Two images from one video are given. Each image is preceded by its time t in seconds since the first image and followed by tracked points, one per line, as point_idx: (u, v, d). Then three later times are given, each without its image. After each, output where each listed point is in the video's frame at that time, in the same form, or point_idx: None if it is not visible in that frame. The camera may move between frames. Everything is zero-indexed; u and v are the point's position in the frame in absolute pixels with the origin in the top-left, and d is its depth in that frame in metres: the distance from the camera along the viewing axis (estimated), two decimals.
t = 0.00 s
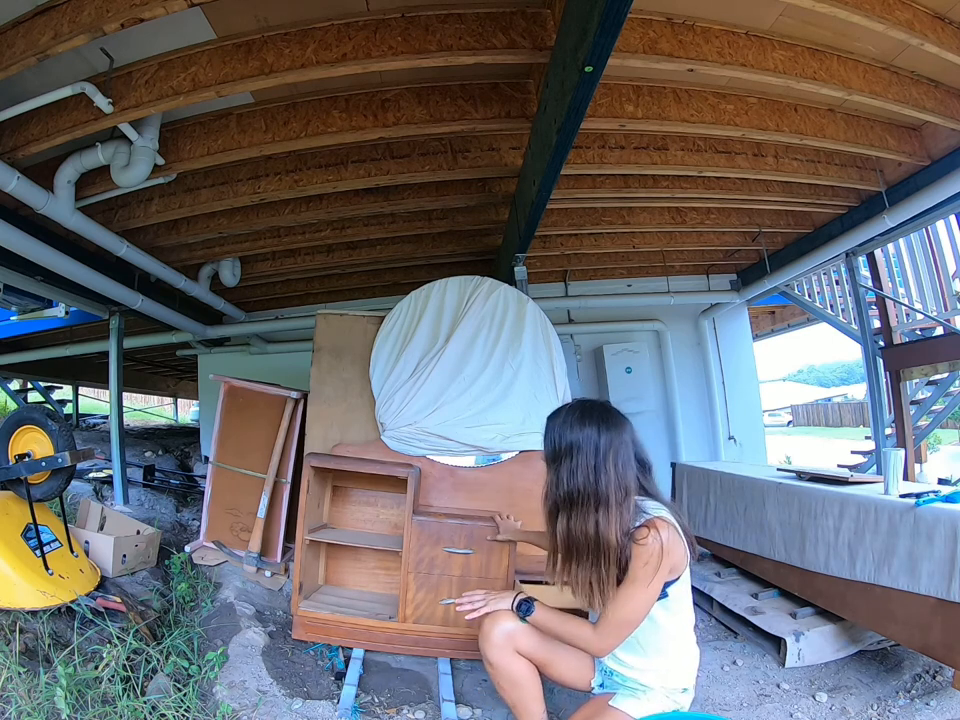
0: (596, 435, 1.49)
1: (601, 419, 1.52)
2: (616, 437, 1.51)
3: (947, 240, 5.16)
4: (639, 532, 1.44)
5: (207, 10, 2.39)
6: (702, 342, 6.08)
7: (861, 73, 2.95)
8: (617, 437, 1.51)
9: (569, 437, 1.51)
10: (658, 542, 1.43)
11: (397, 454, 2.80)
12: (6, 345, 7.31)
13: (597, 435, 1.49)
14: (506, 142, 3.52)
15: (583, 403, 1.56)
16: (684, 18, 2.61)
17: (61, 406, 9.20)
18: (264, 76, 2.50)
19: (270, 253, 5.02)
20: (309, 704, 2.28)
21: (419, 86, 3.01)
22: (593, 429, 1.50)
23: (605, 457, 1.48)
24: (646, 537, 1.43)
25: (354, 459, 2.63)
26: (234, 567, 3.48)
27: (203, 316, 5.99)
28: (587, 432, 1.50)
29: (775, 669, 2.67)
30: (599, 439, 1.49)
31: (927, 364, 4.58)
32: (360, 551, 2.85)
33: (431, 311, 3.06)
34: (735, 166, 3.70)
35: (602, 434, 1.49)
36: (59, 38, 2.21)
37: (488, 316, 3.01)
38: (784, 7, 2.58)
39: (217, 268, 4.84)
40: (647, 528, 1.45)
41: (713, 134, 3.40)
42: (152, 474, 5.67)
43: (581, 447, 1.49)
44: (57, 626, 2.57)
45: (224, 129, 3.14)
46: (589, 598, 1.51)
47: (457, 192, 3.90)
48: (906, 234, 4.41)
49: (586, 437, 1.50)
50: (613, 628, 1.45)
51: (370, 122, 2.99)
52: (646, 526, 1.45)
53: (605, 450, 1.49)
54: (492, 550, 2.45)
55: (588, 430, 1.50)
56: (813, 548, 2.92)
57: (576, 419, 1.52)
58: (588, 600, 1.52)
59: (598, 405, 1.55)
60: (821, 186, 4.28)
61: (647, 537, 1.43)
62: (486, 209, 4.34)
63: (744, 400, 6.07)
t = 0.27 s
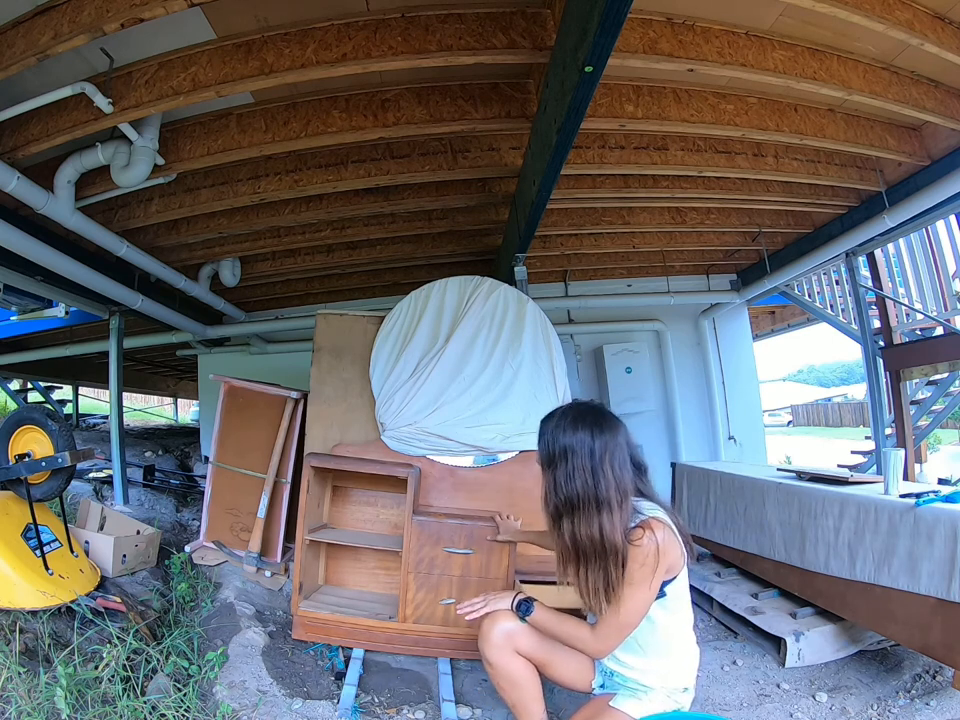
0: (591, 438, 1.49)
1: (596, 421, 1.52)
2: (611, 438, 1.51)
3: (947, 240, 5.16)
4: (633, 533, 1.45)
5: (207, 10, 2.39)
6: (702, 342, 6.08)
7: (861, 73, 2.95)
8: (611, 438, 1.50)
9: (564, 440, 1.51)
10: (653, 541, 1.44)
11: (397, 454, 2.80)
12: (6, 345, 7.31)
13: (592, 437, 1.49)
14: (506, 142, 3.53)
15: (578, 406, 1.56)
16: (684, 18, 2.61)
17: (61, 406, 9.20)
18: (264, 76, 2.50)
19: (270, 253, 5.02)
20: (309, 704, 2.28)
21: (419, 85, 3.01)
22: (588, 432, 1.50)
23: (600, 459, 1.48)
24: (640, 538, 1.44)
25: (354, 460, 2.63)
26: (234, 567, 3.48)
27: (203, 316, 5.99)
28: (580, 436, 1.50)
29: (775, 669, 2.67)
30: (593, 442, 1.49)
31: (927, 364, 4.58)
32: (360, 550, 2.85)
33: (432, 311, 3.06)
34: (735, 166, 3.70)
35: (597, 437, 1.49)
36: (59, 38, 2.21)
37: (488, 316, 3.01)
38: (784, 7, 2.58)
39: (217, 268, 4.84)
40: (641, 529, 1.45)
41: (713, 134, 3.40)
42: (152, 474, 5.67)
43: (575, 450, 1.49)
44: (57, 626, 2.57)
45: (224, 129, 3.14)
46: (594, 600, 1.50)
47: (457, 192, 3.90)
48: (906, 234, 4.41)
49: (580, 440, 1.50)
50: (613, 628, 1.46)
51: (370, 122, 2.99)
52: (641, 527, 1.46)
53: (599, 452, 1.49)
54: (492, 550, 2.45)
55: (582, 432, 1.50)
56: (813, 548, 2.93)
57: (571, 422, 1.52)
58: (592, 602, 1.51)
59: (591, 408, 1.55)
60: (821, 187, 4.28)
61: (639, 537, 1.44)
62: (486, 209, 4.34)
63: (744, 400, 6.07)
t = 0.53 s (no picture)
0: (528, 430, 1.46)
1: (534, 412, 1.48)
2: (552, 425, 1.48)
3: (947, 240, 5.16)
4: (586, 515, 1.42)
5: (207, 10, 2.39)
6: (702, 342, 6.08)
7: (861, 73, 2.95)
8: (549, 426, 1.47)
9: (503, 436, 1.48)
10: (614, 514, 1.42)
11: (397, 455, 2.80)
12: (6, 345, 7.31)
13: (529, 429, 1.46)
14: (506, 142, 3.52)
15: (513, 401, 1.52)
16: (684, 18, 2.61)
17: (61, 406, 9.20)
18: (264, 76, 2.50)
19: (270, 253, 5.02)
20: (309, 704, 2.28)
21: (419, 85, 3.01)
22: (524, 424, 1.46)
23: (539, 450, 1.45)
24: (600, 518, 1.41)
25: (354, 460, 2.63)
26: (234, 567, 3.48)
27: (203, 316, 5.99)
28: (520, 426, 1.47)
29: (775, 669, 2.67)
30: (530, 433, 1.46)
31: (927, 364, 4.58)
32: (360, 550, 2.85)
33: (431, 311, 3.06)
34: (735, 166, 3.70)
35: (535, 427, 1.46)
36: (59, 38, 2.21)
37: (488, 316, 3.00)
38: (784, 7, 2.58)
39: (217, 268, 4.84)
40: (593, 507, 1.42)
41: (713, 134, 3.40)
42: (152, 474, 5.68)
43: (514, 445, 1.46)
44: (57, 626, 2.57)
45: (224, 129, 3.14)
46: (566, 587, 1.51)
47: (457, 192, 3.90)
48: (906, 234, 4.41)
49: (518, 433, 1.46)
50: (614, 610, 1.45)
51: (370, 122, 2.99)
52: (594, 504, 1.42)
53: (538, 443, 1.46)
54: (492, 550, 2.45)
55: (519, 426, 1.47)
56: (813, 548, 2.93)
57: (509, 417, 1.49)
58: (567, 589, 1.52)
59: (527, 398, 1.51)
60: (821, 187, 4.28)
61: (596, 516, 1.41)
62: (486, 209, 4.34)
63: (744, 400, 6.07)
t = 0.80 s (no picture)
0: (501, 371, 1.49)
1: (516, 358, 1.50)
2: (527, 376, 1.50)
3: (947, 240, 5.16)
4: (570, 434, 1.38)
5: (207, 10, 2.39)
6: (702, 342, 6.08)
7: (861, 73, 2.95)
8: (529, 375, 1.50)
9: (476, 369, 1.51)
10: (604, 431, 1.36)
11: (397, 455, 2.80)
12: (6, 345, 7.31)
13: (503, 370, 1.49)
14: (506, 142, 3.52)
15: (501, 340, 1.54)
16: (684, 18, 2.61)
17: (61, 406, 9.21)
18: (264, 76, 2.50)
19: (270, 253, 5.02)
20: (309, 704, 2.28)
21: (419, 85, 3.01)
22: (502, 364, 1.49)
23: (502, 392, 1.48)
24: (592, 434, 1.35)
25: (354, 460, 2.63)
26: (234, 567, 3.48)
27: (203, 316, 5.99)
28: (489, 374, 1.49)
29: (775, 669, 2.67)
30: (503, 374, 1.48)
31: (927, 364, 4.58)
32: (360, 551, 2.85)
33: (432, 311, 3.06)
34: (735, 166, 3.70)
35: (511, 371, 1.49)
36: (59, 38, 2.21)
37: (488, 316, 3.02)
38: (784, 7, 2.58)
39: (217, 268, 4.84)
40: (577, 425, 1.37)
41: (713, 134, 3.40)
42: (152, 474, 5.68)
43: (483, 384, 1.49)
44: (57, 626, 2.57)
45: (224, 129, 3.14)
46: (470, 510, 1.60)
47: (457, 192, 3.90)
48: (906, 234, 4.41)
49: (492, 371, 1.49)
50: (628, 523, 1.37)
51: (370, 122, 2.99)
52: (581, 423, 1.37)
53: (506, 387, 1.48)
54: (492, 550, 2.46)
55: (494, 363, 1.49)
56: (813, 549, 2.93)
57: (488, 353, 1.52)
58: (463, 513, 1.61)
59: (517, 343, 1.53)
60: (821, 186, 4.28)
61: (581, 434, 1.35)
62: (486, 209, 4.34)
63: (744, 400, 6.07)
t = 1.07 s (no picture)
0: (522, 339, 1.54)
1: (537, 329, 1.56)
2: (545, 347, 1.56)
3: (947, 240, 5.16)
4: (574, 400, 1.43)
5: (207, 10, 2.39)
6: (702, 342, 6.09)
7: (861, 73, 2.95)
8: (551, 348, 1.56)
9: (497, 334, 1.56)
10: (607, 389, 1.43)
11: (397, 455, 2.80)
12: (6, 345, 7.31)
13: (525, 339, 1.54)
14: (506, 142, 3.52)
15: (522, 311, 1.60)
16: (684, 18, 2.61)
17: (61, 406, 9.21)
18: (264, 76, 2.50)
19: (270, 253, 5.02)
20: (309, 704, 2.28)
21: (419, 86, 3.01)
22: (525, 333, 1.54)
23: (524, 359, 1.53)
24: (596, 396, 1.41)
25: (354, 460, 2.63)
26: (234, 567, 3.48)
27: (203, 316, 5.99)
28: (509, 342, 1.54)
29: (775, 669, 2.67)
30: (526, 343, 1.53)
31: (927, 364, 4.58)
32: (360, 551, 2.85)
33: (432, 310, 3.08)
34: (735, 166, 3.70)
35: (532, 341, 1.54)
36: (59, 38, 2.21)
37: (487, 316, 3.05)
38: (784, 7, 2.58)
39: (217, 268, 4.84)
40: (581, 386, 1.43)
41: (713, 134, 3.40)
42: (152, 474, 5.68)
43: (504, 351, 1.53)
44: (57, 626, 2.57)
45: (224, 129, 3.14)
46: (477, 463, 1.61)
47: (457, 192, 3.90)
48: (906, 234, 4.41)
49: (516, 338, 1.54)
50: (651, 470, 1.43)
51: (370, 122, 2.99)
52: (584, 385, 1.43)
53: (526, 354, 1.54)
54: (492, 550, 2.45)
55: (516, 331, 1.54)
56: (813, 549, 2.93)
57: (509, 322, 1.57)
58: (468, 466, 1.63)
59: (537, 316, 1.59)
60: (821, 187, 4.28)
61: (587, 396, 1.41)
62: (486, 209, 4.34)
63: (744, 400, 6.07)
